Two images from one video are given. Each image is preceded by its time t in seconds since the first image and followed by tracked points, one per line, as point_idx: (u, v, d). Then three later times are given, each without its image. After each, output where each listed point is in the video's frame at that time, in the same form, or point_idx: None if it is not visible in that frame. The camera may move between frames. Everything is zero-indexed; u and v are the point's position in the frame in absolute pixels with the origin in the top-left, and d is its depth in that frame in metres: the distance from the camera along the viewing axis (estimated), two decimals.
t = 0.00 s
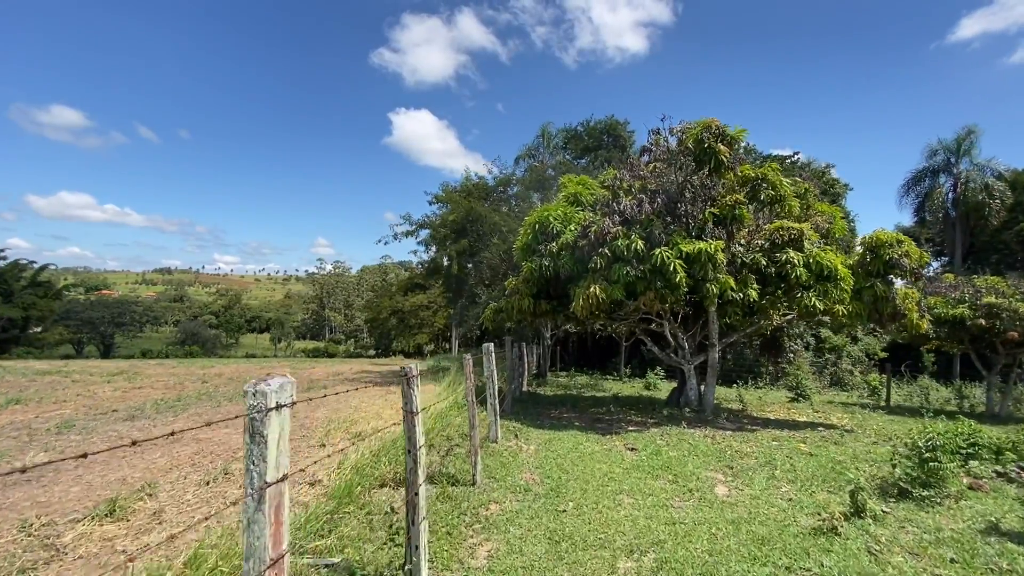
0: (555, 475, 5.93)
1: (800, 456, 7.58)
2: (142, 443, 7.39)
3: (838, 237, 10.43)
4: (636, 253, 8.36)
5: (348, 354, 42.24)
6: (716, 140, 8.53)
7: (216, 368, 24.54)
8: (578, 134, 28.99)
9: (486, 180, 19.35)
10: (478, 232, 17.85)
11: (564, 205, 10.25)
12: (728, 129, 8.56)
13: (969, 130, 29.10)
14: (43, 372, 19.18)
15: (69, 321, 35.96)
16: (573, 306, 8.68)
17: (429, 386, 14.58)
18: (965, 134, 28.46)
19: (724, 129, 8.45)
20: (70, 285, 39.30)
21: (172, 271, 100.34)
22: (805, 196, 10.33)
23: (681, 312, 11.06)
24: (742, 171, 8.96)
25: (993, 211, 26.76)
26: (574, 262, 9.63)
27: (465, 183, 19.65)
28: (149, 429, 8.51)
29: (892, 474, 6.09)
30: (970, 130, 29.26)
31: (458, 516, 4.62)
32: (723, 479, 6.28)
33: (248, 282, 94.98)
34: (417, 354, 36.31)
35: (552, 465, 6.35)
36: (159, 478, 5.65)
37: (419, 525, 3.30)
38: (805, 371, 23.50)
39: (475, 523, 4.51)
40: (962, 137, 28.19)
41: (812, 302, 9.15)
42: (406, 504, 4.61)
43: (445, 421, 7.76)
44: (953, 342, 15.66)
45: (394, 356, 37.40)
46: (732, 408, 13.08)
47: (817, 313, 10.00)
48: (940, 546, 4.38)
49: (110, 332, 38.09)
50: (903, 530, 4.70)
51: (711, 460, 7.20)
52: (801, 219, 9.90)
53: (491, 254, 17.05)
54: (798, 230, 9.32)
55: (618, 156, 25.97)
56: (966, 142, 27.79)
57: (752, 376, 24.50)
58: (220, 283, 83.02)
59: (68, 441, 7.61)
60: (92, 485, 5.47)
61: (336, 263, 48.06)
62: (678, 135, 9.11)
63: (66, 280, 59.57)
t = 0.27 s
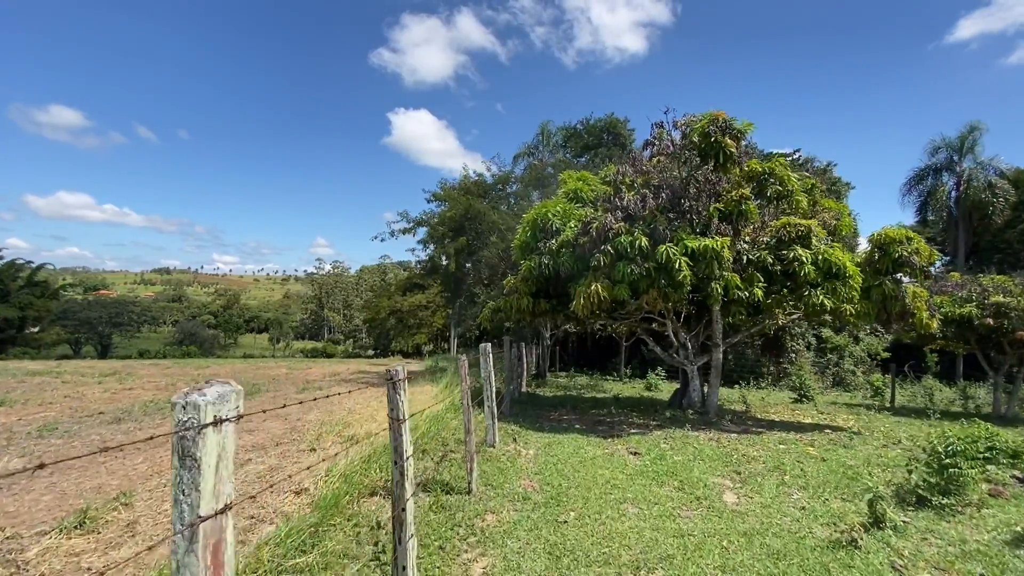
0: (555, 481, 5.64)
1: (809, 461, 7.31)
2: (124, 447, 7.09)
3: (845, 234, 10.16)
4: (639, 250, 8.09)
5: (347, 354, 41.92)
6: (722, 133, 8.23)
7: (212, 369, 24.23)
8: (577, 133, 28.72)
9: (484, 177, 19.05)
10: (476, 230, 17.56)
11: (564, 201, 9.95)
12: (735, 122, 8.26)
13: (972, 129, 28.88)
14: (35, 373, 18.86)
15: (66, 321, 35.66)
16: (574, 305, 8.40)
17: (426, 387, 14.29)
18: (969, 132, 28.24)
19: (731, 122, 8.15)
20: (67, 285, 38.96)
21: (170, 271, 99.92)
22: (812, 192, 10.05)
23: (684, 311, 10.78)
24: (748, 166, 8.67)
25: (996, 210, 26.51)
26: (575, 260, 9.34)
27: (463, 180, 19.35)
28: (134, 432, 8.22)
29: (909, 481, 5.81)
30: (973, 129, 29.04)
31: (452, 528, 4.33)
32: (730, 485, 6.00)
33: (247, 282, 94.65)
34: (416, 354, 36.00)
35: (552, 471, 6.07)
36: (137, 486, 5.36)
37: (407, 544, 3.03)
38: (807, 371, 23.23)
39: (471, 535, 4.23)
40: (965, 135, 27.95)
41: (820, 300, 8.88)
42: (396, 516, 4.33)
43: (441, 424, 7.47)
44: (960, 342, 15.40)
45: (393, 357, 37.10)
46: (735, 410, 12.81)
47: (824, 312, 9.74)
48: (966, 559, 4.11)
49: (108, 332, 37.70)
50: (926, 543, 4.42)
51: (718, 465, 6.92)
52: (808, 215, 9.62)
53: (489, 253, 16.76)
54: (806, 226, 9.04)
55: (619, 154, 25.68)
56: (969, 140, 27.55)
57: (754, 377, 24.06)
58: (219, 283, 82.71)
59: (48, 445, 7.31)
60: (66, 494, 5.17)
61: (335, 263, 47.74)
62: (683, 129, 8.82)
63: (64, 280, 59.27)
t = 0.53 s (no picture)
0: (554, 489, 5.35)
1: (819, 466, 7.02)
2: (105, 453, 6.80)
3: (853, 231, 9.88)
4: (642, 247, 7.80)
5: (346, 354, 41.63)
6: (729, 126, 7.90)
7: (207, 369, 23.92)
8: (577, 131, 28.44)
9: (483, 175, 18.74)
10: (475, 228, 17.25)
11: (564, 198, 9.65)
12: (742, 115, 7.93)
13: (975, 127, 28.62)
14: (28, 373, 18.59)
15: (63, 321, 35.33)
16: (575, 305, 8.12)
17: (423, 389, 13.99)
18: (972, 131, 28.00)
19: (738, 115, 7.82)
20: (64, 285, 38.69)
21: (168, 271, 99.58)
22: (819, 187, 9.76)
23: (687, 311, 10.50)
24: (755, 160, 8.37)
25: (1000, 209, 26.25)
26: (576, 258, 9.04)
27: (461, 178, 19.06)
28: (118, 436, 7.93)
29: (928, 489, 5.52)
30: (976, 127, 28.79)
31: (445, 542, 4.03)
32: (740, 493, 5.71)
33: (246, 282, 94.24)
34: (415, 355, 35.72)
35: (552, 478, 5.77)
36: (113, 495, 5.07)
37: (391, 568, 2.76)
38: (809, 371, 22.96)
39: (465, 551, 3.93)
40: (967, 133, 27.73)
41: (828, 299, 8.61)
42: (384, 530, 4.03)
43: (436, 428, 7.18)
44: (967, 342, 15.13)
45: (392, 357, 36.83)
46: (739, 412, 12.53)
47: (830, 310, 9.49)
48: None
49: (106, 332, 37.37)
50: (953, 558, 4.13)
51: (724, 471, 6.62)
52: (815, 211, 9.34)
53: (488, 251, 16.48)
54: (813, 222, 8.78)
55: (619, 152, 25.39)
56: (972, 138, 27.33)
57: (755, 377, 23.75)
58: (218, 283, 82.42)
59: (27, 450, 7.02)
60: (36, 503, 4.88)
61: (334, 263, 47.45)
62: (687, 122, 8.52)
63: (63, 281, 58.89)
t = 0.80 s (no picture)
0: (554, 493, 5.05)
1: (830, 468, 6.74)
2: (83, 455, 6.49)
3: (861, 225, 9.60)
4: (644, 240, 7.50)
5: (344, 354, 41.31)
6: (734, 113, 7.60)
7: (203, 369, 23.61)
8: (576, 128, 28.13)
9: (481, 171, 18.43)
10: (473, 225, 16.95)
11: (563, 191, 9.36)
12: (748, 102, 7.62)
13: (978, 125, 28.38)
14: (19, 373, 18.24)
15: (61, 321, 35.07)
16: (574, 300, 7.83)
17: (420, 388, 13.71)
18: (975, 128, 27.78)
19: (745, 102, 7.52)
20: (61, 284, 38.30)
21: (167, 271, 99.20)
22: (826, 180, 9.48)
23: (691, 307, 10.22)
24: (761, 150, 8.07)
25: (1003, 207, 25.99)
26: (576, 253, 8.75)
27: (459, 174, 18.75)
28: (100, 438, 7.62)
29: (948, 493, 5.24)
30: (978, 125, 28.57)
31: (435, 552, 3.74)
32: (750, 497, 5.42)
33: (245, 282, 93.95)
34: (414, 354, 35.41)
35: (552, 481, 5.48)
36: (85, 502, 4.77)
37: None
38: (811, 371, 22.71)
39: (457, 562, 3.63)
40: (971, 130, 27.48)
41: (836, 295, 8.33)
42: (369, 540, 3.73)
43: (430, 429, 6.88)
44: (973, 341, 14.87)
45: (390, 357, 36.53)
46: (743, 412, 12.24)
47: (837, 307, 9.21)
48: None
49: (103, 332, 36.97)
50: (984, 569, 3.85)
51: (731, 473, 6.34)
52: (823, 204, 9.05)
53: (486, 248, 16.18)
54: (821, 216, 8.49)
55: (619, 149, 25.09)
56: (975, 134, 27.09)
57: (757, 377, 23.47)
58: (217, 283, 82.11)
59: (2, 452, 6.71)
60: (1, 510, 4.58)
61: (333, 263, 47.14)
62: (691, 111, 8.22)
63: (62, 281, 58.60)
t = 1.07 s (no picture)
0: (554, 502, 4.77)
1: (842, 474, 6.46)
2: (61, 461, 6.19)
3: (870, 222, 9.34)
4: (647, 235, 7.21)
5: (343, 354, 41.01)
6: (742, 102, 7.32)
7: (198, 370, 23.25)
8: (575, 127, 27.83)
9: (479, 169, 18.14)
10: (470, 224, 16.66)
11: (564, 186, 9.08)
12: (756, 90, 7.33)
13: (980, 123, 28.11)
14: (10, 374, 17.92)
15: (58, 321, 34.52)
16: (575, 298, 7.54)
17: (416, 389, 13.41)
18: (977, 126, 27.57)
19: (752, 90, 7.24)
20: (59, 284, 37.91)
21: (166, 271, 98.84)
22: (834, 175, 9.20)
23: (694, 306, 9.94)
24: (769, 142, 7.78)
25: (1006, 206, 25.52)
26: (577, 249, 8.48)
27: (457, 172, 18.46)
28: (82, 442, 7.33)
29: (970, 500, 4.97)
30: (981, 123, 28.34)
31: (425, 569, 3.46)
32: (760, 505, 5.15)
33: (244, 282, 93.56)
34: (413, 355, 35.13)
35: (552, 488, 5.20)
36: (55, 513, 4.50)
37: None
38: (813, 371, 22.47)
39: None
40: (973, 128, 27.28)
41: (845, 293, 8.08)
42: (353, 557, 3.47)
43: (424, 432, 6.59)
44: (980, 340, 14.62)
45: (389, 358, 36.25)
46: (747, 413, 11.97)
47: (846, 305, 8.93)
48: None
49: (100, 332, 36.54)
50: None
51: (740, 479, 6.05)
52: (831, 199, 8.77)
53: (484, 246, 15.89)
54: (831, 211, 8.20)
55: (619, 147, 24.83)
56: (978, 133, 26.89)
57: (759, 377, 23.21)
58: (215, 284, 81.69)
59: None
60: None
61: (331, 262, 46.87)
62: (696, 103, 7.94)
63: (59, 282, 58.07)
